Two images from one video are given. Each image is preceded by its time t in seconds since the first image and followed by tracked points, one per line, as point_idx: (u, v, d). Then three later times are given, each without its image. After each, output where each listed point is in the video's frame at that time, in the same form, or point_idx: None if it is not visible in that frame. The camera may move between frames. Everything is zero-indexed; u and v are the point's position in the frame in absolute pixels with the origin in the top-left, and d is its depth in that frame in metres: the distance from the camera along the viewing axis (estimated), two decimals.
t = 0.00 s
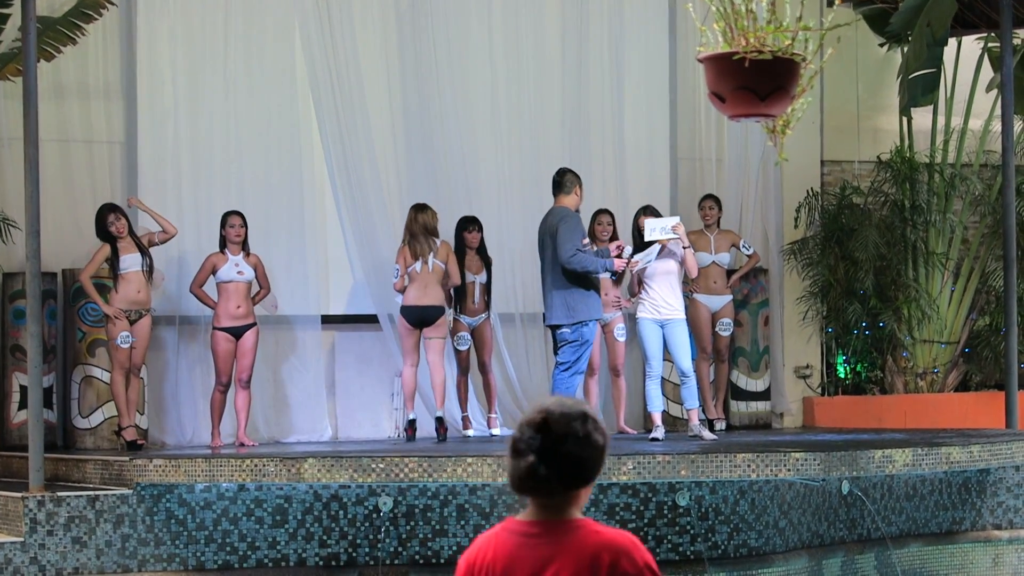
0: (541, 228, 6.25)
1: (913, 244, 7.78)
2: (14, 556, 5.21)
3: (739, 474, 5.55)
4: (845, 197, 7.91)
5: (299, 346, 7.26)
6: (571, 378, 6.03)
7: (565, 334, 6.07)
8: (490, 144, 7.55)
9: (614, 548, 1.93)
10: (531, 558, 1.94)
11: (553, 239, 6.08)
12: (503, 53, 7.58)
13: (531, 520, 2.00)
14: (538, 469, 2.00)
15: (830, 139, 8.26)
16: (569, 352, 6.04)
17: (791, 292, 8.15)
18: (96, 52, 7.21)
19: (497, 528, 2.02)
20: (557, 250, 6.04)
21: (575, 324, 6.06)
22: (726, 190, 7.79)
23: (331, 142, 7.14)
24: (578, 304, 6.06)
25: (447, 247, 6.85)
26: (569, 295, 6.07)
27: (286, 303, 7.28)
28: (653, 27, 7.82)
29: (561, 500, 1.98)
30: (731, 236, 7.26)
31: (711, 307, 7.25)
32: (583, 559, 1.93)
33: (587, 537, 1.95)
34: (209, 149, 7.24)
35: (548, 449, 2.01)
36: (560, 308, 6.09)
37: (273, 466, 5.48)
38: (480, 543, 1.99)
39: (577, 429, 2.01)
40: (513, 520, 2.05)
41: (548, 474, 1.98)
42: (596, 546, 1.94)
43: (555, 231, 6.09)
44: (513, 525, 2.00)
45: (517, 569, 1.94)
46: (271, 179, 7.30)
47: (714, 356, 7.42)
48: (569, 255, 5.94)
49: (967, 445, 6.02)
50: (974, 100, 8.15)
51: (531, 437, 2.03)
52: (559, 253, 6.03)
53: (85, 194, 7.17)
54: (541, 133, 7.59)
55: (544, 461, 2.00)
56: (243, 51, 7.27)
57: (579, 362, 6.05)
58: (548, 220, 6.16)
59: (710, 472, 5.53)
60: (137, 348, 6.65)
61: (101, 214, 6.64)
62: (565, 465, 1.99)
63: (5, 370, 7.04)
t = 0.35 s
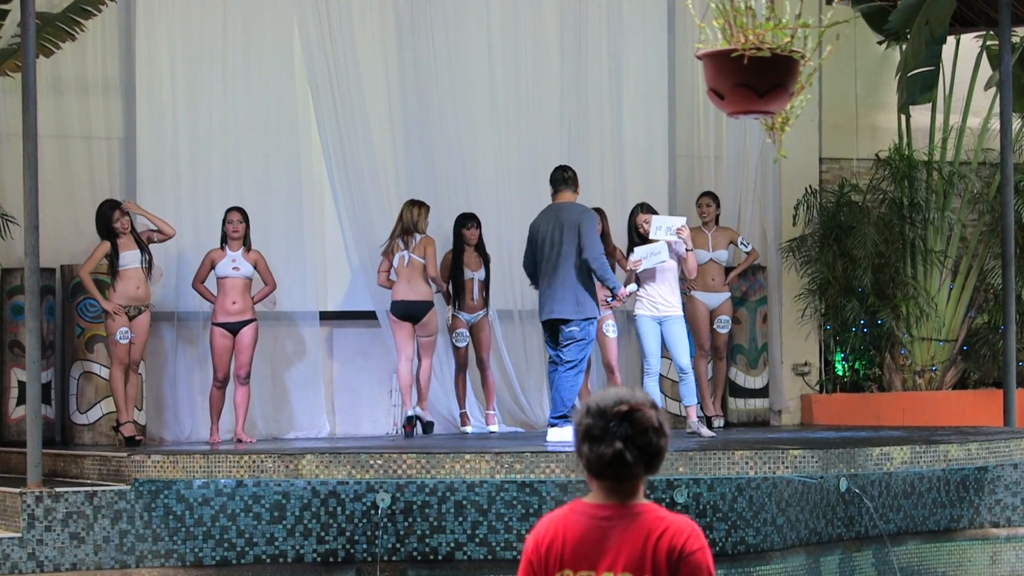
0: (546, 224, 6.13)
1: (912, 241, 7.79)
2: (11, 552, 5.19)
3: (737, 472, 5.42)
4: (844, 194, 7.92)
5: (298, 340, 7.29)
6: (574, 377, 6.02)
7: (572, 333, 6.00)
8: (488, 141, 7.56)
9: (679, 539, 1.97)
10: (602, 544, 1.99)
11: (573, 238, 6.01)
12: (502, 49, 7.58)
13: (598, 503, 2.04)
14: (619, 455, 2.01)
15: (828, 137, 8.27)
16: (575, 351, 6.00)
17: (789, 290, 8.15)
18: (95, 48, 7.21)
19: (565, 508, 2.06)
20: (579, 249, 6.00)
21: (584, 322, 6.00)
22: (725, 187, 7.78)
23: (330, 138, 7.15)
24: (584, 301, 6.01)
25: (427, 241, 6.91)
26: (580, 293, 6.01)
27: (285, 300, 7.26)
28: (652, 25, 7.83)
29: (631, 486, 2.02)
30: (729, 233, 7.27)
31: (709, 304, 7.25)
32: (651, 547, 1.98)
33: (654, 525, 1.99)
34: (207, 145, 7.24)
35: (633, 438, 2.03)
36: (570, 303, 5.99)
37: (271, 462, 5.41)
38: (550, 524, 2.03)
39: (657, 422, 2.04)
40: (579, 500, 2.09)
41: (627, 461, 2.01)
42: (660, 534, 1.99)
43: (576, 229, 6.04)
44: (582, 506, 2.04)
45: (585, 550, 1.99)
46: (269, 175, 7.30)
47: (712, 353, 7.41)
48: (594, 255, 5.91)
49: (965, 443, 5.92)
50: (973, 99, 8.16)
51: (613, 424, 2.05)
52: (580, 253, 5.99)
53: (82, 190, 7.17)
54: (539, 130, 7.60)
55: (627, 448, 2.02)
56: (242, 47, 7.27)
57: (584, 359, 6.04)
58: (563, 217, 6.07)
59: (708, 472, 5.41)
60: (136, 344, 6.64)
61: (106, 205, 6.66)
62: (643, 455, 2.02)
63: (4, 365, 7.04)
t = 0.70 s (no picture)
0: (562, 220, 6.05)
1: (911, 238, 7.79)
2: (10, 546, 5.21)
3: (735, 468, 5.46)
4: (843, 190, 7.92)
5: (298, 334, 7.29)
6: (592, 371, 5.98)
7: (590, 328, 5.98)
8: (487, 137, 7.55)
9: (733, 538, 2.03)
10: (661, 541, 2.05)
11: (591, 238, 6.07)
12: (501, 45, 7.57)
13: (659, 503, 2.10)
14: (667, 455, 2.07)
15: (828, 133, 8.27)
16: (594, 347, 5.97)
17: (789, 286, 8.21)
18: (94, 43, 7.21)
19: (627, 507, 2.12)
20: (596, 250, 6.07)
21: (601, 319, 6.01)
22: (724, 183, 7.77)
23: (329, 133, 7.15)
24: (593, 297, 6.01)
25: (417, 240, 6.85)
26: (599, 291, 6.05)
27: (284, 295, 7.27)
28: (652, 20, 7.83)
29: (684, 485, 2.07)
30: (729, 228, 7.27)
31: (709, 300, 7.25)
32: (707, 545, 2.03)
33: (710, 524, 2.05)
34: (207, 140, 7.24)
35: (679, 439, 2.08)
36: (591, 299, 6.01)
37: (269, 457, 5.38)
38: (612, 522, 2.10)
39: (703, 421, 2.08)
40: (641, 499, 2.15)
41: (677, 461, 2.06)
42: (716, 534, 2.04)
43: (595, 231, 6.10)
44: (643, 506, 2.10)
45: (646, 548, 2.05)
46: (269, 170, 7.31)
47: (711, 349, 7.42)
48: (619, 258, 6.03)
49: (964, 440, 5.93)
50: (972, 95, 8.15)
51: (662, 425, 2.10)
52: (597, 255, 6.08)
53: (82, 185, 7.17)
54: (538, 125, 7.61)
55: (675, 450, 2.07)
56: (241, 42, 7.28)
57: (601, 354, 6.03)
58: (583, 216, 6.08)
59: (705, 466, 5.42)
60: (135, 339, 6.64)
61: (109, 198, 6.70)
62: (691, 453, 2.07)
63: (3, 361, 7.05)
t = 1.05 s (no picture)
0: (568, 217, 6.05)
1: (910, 234, 7.78)
2: (10, 545, 5.21)
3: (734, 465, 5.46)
4: (843, 187, 7.95)
5: (295, 332, 7.27)
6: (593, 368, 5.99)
7: (590, 325, 5.98)
8: (486, 134, 7.54)
9: (791, 517, 2.27)
10: (718, 519, 2.28)
11: (592, 237, 6.06)
12: (500, 41, 7.57)
13: (714, 483, 2.33)
14: (718, 435, 2.31)
15: (827, 130, 8.28)
16: (593, 344, 5.95)
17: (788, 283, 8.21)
18: (93, 41, 7.22)
19: (683, 489, 2.35)
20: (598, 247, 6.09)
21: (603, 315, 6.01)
22: (723, 180, 7.77)
23: (328, 131, 7.13)
24: (592, 295, 6.01)
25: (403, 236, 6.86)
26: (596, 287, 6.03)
27: (284, 293, 7.27)
28: (651, 18, 7.84)
29: (737, 463, 2.31)
30: (729, 225, 7.28)
31: (708, 298, 7.25)
32: (761, 522, 2.27)
33: (764, 503, 2.28)
34: (206, 137, 7.24)
35: (730, 421, 2.32)
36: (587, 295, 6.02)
37: (269, 455, 5.40)
38: (671, 502, 2.32)
39: (752, 405, 2.32)
40: (694, 481, 2.38)
41: (726, 440, 2.30)
42: (772, 513, 2.28)
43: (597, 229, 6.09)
44: (699, 487, 2.33)
45: (705, 526, 2.28)
46: (268, 167, 7.30)
47: (711, 346, 7.41)
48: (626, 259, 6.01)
49: (963, 436, 6.01)
50: (972, 92, 8.16)
51: (714, 406, 2.35)
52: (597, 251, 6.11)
53: (81, 183, 7.17)
54: (538, 123, 7.63)
55: (726, 431, 2.31)
56: (241, 41, 7.28)
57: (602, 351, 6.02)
58: (585, 214, 6.08)
59: (709, 465, 5.34)
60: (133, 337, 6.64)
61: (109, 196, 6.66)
62: (741, 433, 2.30)
63: (2, 358, 7.05)
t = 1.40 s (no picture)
0: (554, 212, 6.07)
1: (910, 230, 7.78)
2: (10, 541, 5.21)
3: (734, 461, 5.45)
4: (841, 182, 7.95)
5: (293, 327, 7.26)
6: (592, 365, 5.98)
7: (588, 321, 5.97)
8: (485, 130, 7.54)
9: (805, 504, 2.29)
10: (739, 504, 2.33)
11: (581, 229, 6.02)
12: (499, 37, 7.57)
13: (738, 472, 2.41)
14: (737, 428, 2.42)
15: (826, 126, 8.31)
16: (590, 340, 5.96)
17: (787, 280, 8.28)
18: (93, 38, 7.23)
19: (713, 477, 2.43)
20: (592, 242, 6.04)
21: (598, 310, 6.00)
22: (723, 176, 7.77)
23: (327, 127, 7.13)
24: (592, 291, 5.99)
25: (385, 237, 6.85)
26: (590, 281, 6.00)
27: (282, 289, 7.27)
28: (650, 14, 7.84)
29: (756, 453, 2.39)
30: (727, 221, 7.28)
31: (707, 294, 7.23)
32: (778, 509, 2.30)
33: (782, 490, 2.32)
34: (205, 134, 7.23)
35: (751, 415, 2.41)
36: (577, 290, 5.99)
37: (269, 451, 5.44)
38: (699, 488, 2.40)
39: (773, 399, 2.41)
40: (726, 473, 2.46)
41: (745, 431, 2.40)
42: (788, 499, 2.31)
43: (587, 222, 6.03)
44: (725, 475, 2.41)
45: (727, 510, 2.34)
46: (267, 164, 7.30)
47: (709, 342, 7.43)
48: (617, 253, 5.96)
49: (962, 432, 6.06)
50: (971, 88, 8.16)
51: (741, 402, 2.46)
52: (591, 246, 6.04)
53: (81, 179, 7.18)
54: (537, 118, 7.61)
55: (746, 423, 2.41)
56: (240, 37, 7.27)
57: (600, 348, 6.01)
58: (574, 207, 6.06)
59: (706, 459, 5.42)
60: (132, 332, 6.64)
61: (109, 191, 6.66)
62: (760, 425, 2.39)
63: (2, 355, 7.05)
